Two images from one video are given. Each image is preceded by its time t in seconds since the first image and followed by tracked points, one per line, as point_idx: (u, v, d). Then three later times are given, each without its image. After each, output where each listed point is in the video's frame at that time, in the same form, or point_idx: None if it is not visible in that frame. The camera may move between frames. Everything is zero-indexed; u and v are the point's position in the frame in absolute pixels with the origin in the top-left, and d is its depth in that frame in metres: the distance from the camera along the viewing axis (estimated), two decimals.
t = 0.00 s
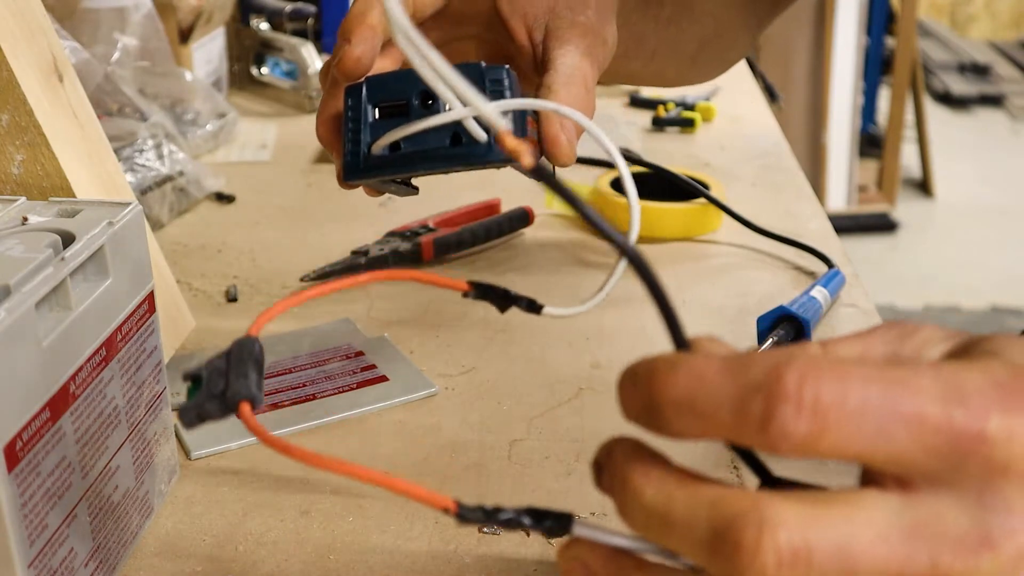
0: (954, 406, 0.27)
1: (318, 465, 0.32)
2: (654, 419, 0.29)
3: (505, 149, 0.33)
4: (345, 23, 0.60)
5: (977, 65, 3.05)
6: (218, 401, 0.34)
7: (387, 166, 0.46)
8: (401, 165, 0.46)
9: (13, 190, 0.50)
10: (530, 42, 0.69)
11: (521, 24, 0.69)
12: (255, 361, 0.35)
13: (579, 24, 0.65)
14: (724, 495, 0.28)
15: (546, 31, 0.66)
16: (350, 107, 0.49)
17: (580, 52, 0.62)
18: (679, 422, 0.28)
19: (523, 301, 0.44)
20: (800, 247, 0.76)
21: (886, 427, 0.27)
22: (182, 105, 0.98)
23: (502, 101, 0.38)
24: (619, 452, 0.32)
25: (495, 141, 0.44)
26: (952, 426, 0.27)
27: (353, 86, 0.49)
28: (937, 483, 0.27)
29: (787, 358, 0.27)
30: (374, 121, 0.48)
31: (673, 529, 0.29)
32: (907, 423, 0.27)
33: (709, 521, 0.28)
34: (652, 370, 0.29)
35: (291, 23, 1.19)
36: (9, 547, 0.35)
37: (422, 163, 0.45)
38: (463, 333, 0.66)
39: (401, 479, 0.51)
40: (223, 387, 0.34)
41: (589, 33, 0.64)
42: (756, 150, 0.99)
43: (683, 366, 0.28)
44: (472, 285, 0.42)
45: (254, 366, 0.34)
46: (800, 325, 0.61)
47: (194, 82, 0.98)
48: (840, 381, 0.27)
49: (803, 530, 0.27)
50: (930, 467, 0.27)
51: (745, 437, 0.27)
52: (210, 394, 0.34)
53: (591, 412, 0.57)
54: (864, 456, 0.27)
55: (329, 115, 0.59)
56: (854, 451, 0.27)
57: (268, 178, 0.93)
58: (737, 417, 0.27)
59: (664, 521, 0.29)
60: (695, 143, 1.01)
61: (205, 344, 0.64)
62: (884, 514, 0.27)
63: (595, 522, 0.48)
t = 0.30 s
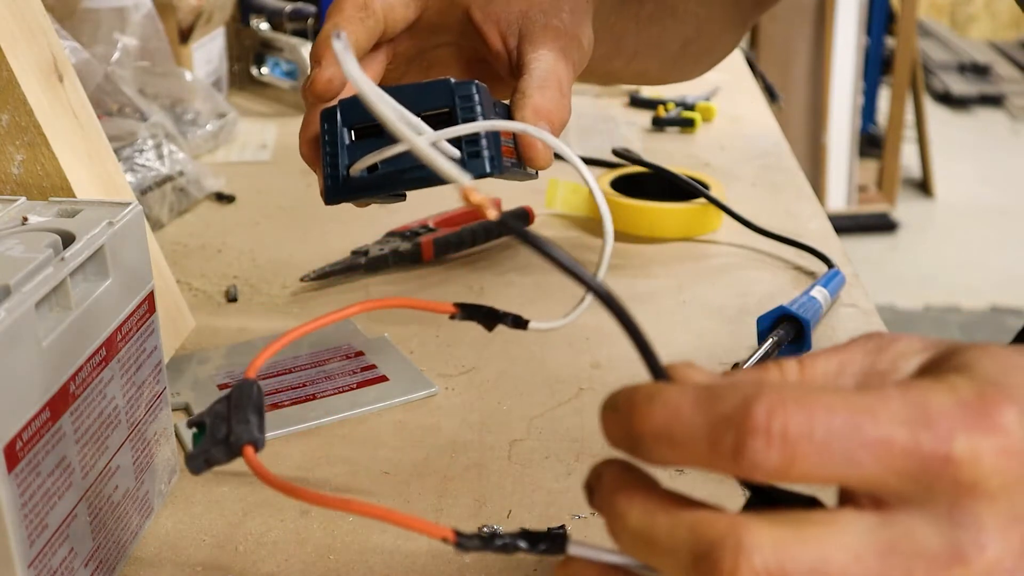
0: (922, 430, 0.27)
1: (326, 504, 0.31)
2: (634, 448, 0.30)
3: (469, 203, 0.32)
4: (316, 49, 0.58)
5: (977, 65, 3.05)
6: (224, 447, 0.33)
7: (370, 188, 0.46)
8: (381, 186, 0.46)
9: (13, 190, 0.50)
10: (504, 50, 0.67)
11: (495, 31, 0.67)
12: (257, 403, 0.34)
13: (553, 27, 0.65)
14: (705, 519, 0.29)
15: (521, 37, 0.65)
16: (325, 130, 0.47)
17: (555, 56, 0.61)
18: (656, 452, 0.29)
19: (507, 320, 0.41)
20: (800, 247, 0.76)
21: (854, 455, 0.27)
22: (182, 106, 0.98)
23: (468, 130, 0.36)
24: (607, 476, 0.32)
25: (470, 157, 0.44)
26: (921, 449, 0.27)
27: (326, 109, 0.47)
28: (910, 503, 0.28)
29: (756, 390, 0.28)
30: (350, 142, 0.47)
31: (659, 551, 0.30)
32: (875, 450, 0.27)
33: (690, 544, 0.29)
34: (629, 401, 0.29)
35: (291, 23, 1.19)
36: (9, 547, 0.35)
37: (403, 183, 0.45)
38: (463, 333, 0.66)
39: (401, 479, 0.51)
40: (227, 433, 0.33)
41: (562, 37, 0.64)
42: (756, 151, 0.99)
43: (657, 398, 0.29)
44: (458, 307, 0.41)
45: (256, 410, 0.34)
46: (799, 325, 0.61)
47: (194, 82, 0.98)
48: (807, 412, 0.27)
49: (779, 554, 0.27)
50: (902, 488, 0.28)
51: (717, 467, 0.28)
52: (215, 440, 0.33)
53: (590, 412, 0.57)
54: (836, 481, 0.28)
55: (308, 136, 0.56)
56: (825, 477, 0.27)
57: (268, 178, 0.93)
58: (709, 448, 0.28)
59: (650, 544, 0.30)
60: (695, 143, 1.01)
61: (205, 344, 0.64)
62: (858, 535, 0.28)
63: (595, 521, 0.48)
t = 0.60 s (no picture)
0: (915, 437, 0.29)
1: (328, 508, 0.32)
2: (634, 452, 0.30)
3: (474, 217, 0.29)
4: (313, 50, 0.58)
5: (977, 65, 3.05)
6: (227, 450, 0.34)
7: (365, 186, 0.45)
8: (376, 184, 0.45)
9: (13, 189, 0.50)
10: (500, 45, 0.67)
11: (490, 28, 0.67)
12: (258, 406, 0.35)
13: (546, 23, 0.65)
14: (704, 524, 0.30)
15: (515, 33, 0.65)
16: (320, 129, 0.47)
17: (550, 51, 0.61)
18: (656, 457, 0.30)
19: (505, 314, 0.41)
20: (800, 247, 0.76)
21: (849, 460, 0.28)
22: (182, 105, 0.98)
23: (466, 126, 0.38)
24: (608, 481, 0.33)
25: (464, 153, 0.44)
26: (913, 456, 0.29)
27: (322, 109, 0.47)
28: (904, 509, 0.30)
29: (754, 397, 0.29)
30: (346, 141, 0.47)
31: (658, 555, 0.30)
32: (870, 456, 0.28)
33: (689, 549, 0.29)
34: (631, 407, 0.30)
35: (290, 23, 1.18)
36: (9, 547, 0.35)
37: (398, 180, 0.45)
38: (463, 333, 0.66)
39: (401, 479, 0.51)
40: (231, 436, 0.34)
41: (557, 32, 0.64)
42: (756, 150, 0.99)
43: (658, 404, 0.29)
44: (456, 303, 0.41)
45: (258, 412, 0.35)
46: (800, 325, 0.61)
47: (194, 82, 0.98)
48: (804, 418, 0.28)
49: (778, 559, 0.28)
50: (896, 493, 0.29)
51: (716, 471, 0.29)
52: (219, 444, 0.35)
53: (590, 412, 0.57)
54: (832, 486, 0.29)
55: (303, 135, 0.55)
56: (822, 482, 0.28)
57: (268, 178, 0.93)
58: (708, 453, 0.28)
59: (650, 549, 0.30)
60: (695, 143, 1.01)
61: (205, 344, 0.64)
62: (853, 539, 0.29)
63: (595, 521, 0.48)
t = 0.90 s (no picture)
0: (902, 472, 0.29)
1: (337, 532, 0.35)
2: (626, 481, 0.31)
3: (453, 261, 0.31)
4: (308, 57, 0.58)
5: (977, 65, 3.05)
6: (230, 470, 0.36)
7: (359, 199, 0.45)
8: (369, 197, 0.45)
9: (13, 189, 0.50)
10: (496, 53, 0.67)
11: (485, 33, 0.67)
12: (258, 423, 0.37)
13: (542, 28, 0.65)
14: (694, 555, 0.31)
15: (510, 39, 0.65)
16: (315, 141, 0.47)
17: (543, 57, 0.61)
18: (647, 489, 0.30)
19: (502, 324, 0.41)
20: (801, 247, 0.76)
21: (836, 497, 0.29)
22: (182, 105, 0.98)
23: (457, 139, 0.40)
24: (605, 503, 0.34)
25: (458, 162, 0.43)
26: (900, 490, 0.29)
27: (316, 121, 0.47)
28: (892, 538, 0.31)
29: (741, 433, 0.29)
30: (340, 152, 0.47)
31: None
32: (856, 493, 0.29)
33: None
34: (620, 439, 0.31)
35: (290, 23, 1.17)
36: (9, 548, 0.35)
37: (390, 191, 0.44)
38: (463, 333, 0.66)
39: (402, 479, 0.51)
40: (233, 456, 0.36)
41: (552, 36, 0.64)
42: (756, 150, 0.99)
43: (647, 439, 0.30)
44: (453, 312, 0.41)
45: (257, 431, 0.37)
46: (800, 325, 0.61)
47: (194, 82, 0.98)
48: (791, 456, 0.28)
49: None
50: (883, 524, 0.30)
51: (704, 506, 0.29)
52: (221, 464, 0.36)
53: (590, 412, 0.57)
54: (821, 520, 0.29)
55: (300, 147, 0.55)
56: (809, 517, 0.29)
57: (268, 178, 0.93)
58: (696, 488, 0.29)
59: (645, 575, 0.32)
60: (695, 143, 1.01)
61: (205, 344, 0.64)
62: (841, 569, 0.31)
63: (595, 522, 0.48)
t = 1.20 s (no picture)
0: (903, 461, 0.29)
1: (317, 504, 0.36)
2: (615, 464, 0.31)
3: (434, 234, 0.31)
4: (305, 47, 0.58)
5: (977, 65, 3.05)
6: (218, 441, 0.40)
7: (358, 187, 0.45)
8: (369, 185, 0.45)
9: (13, 189, 0.50)
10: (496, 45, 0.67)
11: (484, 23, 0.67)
12: (249, 396, 0.40)
13: (540, 18, 0.65)
14: (685, 540, 0.31)
15: (508, 29, 0.65)
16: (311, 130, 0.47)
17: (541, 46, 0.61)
18: (638, 473, 0.30)
19: (501, 307, 0.41)
20: (801, 247, 0.76)
21: (835, 484, 0.29)
22: (182, 105, 0.98)
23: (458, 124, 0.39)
24: (595, 484, 0.35)
25: (457, 148, 0.43)
26: (902, 479, 0.29)
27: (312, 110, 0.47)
28: (891, 528, 0.31)
29: (736, 417, 0.29)
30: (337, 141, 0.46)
31: (642, 565, 0.32)
32: (855, 480, 0.29)
33: (671, 563, 0.31)
34: (609, 421, 0.31)
35: (290, 23, 1.17)
36: (9, 547, 0.35)
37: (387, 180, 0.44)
38: (463, 333, 0.66)
39: (402, 479, 0.51)
40: (221, 428, 0.40)
41: (550, 26, 0.64)
42: (756, 150, 0.99)
43: (638, 422, 0.30)
44: (451, 296, 0.42)
45: (247, 404, 0.40)
46: (800, 325, 0.61)
47: (194, 82, 0.98)
48: (787, 442, 0.28)
49: None
50: (882, 513, 0.30)
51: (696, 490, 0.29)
52: (211, 435, 0.40)
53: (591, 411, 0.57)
54: (818, 508, 0.29)
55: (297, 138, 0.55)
56: (806, 504, 0.29)
57: (268, 178, 0.93)
58: (688, 473, 0.29)
59: (633, 556, 0.32)
60: (695, 143, 1.01)
61: (205, 344, 0.64)
62: (837, 557, 0.31)
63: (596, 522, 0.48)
